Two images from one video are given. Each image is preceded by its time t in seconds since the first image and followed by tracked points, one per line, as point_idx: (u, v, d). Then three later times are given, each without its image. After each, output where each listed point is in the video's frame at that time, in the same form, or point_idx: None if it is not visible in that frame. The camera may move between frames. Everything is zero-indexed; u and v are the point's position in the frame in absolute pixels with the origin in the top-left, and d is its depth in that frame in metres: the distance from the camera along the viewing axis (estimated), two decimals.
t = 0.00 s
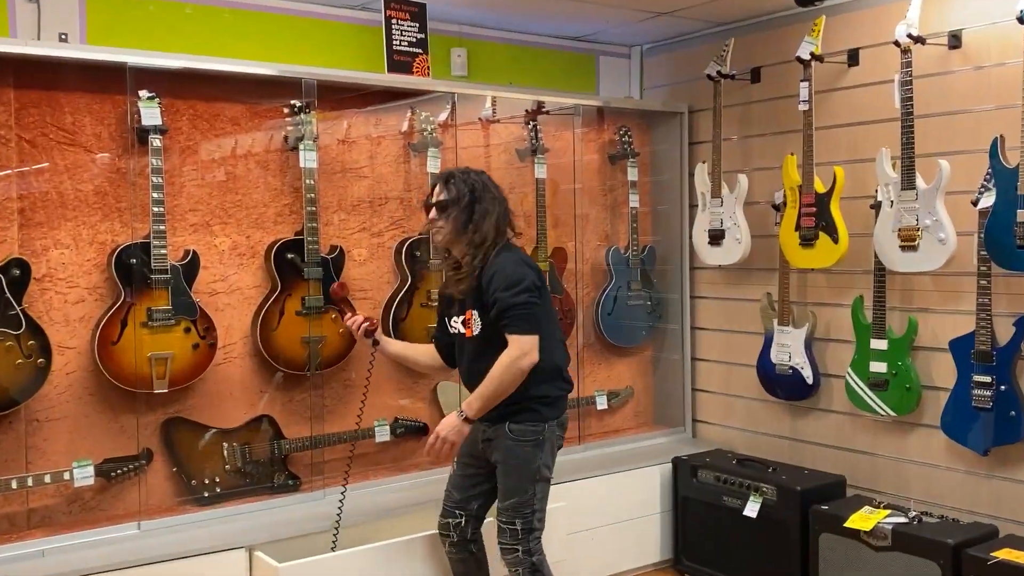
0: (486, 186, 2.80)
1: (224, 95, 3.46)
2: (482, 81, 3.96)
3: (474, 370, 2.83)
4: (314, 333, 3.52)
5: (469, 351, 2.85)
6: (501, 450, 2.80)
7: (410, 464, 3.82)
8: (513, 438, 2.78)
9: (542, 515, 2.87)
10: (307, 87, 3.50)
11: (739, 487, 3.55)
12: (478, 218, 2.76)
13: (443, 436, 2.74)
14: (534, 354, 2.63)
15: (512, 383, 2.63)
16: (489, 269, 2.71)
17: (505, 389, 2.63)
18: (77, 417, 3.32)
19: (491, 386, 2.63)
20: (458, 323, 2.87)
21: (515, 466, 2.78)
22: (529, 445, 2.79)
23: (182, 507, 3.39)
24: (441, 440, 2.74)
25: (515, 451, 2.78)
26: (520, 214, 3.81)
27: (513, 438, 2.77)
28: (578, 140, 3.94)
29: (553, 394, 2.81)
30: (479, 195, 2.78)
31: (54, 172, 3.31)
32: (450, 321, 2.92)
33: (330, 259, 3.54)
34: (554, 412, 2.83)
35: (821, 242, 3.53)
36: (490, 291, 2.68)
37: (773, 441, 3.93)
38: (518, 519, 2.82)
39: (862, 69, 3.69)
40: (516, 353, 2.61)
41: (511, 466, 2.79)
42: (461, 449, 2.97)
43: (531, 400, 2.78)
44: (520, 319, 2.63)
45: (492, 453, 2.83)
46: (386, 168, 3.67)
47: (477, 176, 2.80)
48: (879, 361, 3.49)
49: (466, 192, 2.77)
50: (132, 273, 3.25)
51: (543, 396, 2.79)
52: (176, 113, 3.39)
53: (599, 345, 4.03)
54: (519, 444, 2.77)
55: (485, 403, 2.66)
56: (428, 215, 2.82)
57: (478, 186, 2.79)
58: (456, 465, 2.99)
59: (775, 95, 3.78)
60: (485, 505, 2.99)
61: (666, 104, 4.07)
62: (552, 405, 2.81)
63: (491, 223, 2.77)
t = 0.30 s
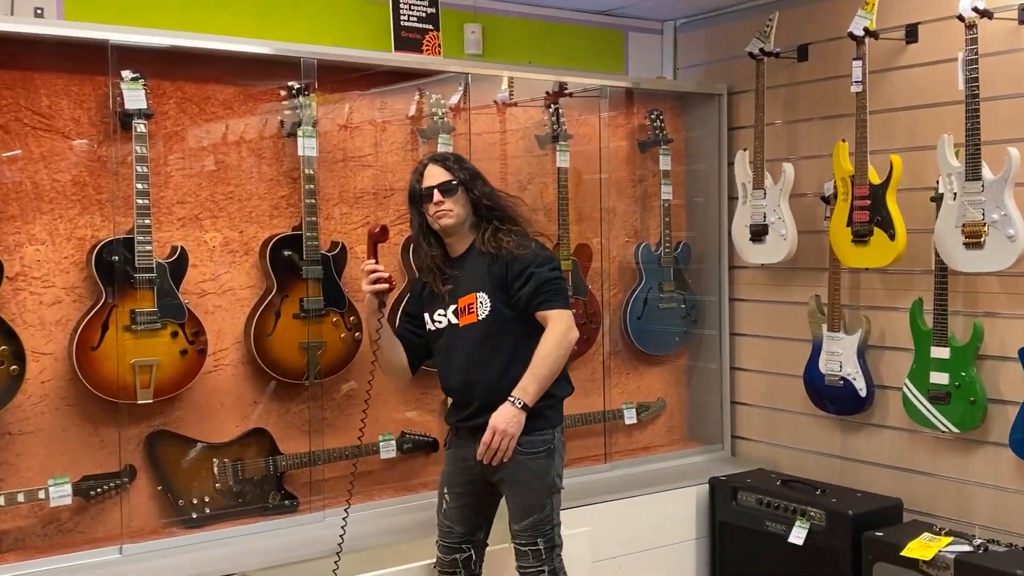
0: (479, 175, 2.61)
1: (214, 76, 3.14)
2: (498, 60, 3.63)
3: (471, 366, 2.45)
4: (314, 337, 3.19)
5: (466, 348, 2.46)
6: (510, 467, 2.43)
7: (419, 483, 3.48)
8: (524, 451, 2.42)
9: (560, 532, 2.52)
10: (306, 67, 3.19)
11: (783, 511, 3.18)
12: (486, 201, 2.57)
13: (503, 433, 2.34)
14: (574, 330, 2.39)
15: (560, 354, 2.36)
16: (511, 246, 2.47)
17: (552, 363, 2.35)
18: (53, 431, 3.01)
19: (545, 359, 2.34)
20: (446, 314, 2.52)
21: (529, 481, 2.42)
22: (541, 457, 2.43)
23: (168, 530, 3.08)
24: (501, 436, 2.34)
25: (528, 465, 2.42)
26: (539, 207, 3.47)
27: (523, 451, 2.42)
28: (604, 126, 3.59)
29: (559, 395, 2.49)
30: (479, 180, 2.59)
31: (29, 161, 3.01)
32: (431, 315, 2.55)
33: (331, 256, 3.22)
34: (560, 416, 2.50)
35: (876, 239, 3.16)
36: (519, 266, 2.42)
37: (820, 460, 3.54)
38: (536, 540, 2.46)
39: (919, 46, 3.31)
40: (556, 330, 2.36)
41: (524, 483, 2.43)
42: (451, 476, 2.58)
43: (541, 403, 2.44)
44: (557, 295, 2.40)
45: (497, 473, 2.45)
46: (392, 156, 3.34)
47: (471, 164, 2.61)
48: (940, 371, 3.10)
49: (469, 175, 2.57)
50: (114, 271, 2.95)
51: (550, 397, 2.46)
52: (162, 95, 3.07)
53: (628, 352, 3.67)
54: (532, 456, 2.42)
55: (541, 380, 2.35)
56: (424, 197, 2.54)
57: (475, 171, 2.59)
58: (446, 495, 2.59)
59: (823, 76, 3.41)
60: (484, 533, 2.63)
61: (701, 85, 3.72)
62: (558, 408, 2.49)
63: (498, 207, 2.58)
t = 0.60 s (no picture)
0: (484, 165, 2.33)
1: (212, 55, 2.87)
2: (522, 37, 3.36)
3: (487, 371, 2.14)
4: (318, 341, 2.92)
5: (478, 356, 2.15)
6: (532, 481, 2.13)
7: (432, 502, 3.19)
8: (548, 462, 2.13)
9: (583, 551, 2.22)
10: (311, 45, 2.92)
11: (834, 535, 2.86)
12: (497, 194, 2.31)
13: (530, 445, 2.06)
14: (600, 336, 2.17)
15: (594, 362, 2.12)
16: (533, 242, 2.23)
17: (586, 370, 2.10)
18: (35, 443, 2.75)
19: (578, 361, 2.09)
20: (455, 312, 2.20)
21: (555, 496, 2.13)
22: (565, 468, 2.15)
23: (159, 551, 2.83)
24: (528, 447, 2.06)
25: (553, 477, 2.13)
26: (565, 199, 3.20)
27: (548, 462, 2.12)
28: (637, 109, 3.30)
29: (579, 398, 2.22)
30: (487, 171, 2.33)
31: (8, 146, 2.74)
32: (435, 311, 2.22)
33: (336, 253, 2.94)
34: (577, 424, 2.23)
35: (939, 235, 2.84)
36: (549, 263, 2.18)
37: (874, 477, 3.21)
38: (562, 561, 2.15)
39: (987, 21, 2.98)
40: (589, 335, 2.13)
41: (549, 499, 2.13)
42: (457, 497, 2.22)
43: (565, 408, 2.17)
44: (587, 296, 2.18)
45: (516, 490, 2.14)
46: (404, 143, 3.06)
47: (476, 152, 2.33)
48: (1010, 382, 2.75)
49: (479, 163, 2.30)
50: (102, 268, 2.68)
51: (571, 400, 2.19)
52: (154, 76, 2.81)
53: (662, 358, 3.37)
54: (558, 467, 2.13)
55: (574, 385, 2.09)
56: (429, 186, 2.23)
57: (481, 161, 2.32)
58: (451, 518, 2.23)
59: (877, 55, 3.10)
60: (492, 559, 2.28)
61: (746, 64, 3.41)
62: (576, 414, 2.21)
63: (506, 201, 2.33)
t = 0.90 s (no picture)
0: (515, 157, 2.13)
1: (217, 36, 2.68)
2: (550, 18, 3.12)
3: (512, 382, 1.94)
4: (329, 343, 2.72)
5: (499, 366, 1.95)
6: (557, 494, 1.93)
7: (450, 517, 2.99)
8: (574, 474, 1.94)
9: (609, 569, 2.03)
10: (323, 25, 2.72)
11: (885, 556, 2.63)
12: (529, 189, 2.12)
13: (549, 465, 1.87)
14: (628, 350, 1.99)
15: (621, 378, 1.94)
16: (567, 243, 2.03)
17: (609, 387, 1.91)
18: (27, 450, 2.57)
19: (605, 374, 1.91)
20: (478, 311, 1.99)
21: (582, 510, 1.94)
22: (591, 479, 1.96)
23: (161, 567, 2.65)
24: (543, 464, 1.86)
25: (580, 490, 1.94)
26: (594, 191, 3.00)
27: (574, 473, 1.93)
28: (673, 95, 3.11)
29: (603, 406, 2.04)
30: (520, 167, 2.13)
31: None
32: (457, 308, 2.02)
33: (349, 249, 2.75)
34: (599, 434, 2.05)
35: (1002, 230, 2.61)
36: (585, 267, 1.99)
37: (930, 494, 2.97)
38: None
39: None
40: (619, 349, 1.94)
41: (575, 513, 1.94)
42: (473, 511, 2.01)
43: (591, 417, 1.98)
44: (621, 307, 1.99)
45: (538, 504, 1.95)
46: (422, 131, 2.86)
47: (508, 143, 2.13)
48: None
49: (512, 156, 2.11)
50: (99, 263, 2.51)
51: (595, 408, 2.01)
52: (155, 57, 2.61)
53: (696, 363, 3.16)
54: (584, 479, 1.94)
55: (599, 403, 1.91)
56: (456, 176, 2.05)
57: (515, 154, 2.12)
58: (468, 535, 2.02)
59: (933, 36, 2.89)
60: None
61: (791, 46, 3.18)
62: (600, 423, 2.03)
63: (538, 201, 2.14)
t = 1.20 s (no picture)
0: (512, 155, 1.79)
1: (216, 11, 2.48)
2: None
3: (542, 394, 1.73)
4: (336, 345, 2.51)
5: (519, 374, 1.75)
6: (575, 512, 1.74)
7: (467, 534, 2.77)
8: (594, 490, 1.74)
9: None
10: None
11: None
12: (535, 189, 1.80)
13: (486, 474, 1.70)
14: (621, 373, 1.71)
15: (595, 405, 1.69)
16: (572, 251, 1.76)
17: (572, 411, 1.68)
18: (10, 460, 2.37)
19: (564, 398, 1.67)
20: (486, 319, 1.79)
21: (604, 530, 1.74)
22: (615, 496, 1.76)
23: None
24: (474, 472, 1.70)
25: (601, 508, 1.74)
26: (624, 180, 2.80)
27: (594, 489, 1.73)
28: (711, 77, 2.89)
29: (631, 416, 1.82)
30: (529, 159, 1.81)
31: None
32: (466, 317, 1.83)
33: (357, 243, 2.54)
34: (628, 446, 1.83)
35: None
36: (574, 278, 1.72)
37: (990, 513, 2.75)
38: None
39: None
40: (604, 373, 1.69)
41: (595, 534, 1.73)
42: (490, 526, 1.84)
43: (612, 428, 1.77)
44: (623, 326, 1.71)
45: (554, 522, 1.76)
46: (437, 116, 2.65)
47: (497, 144, 1.78)
48: None
49: (516, 149, 1.80)
50: (87, 258, 2.31)
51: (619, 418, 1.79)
52: (149, 35, 2.41)
53: (732, 367, 2.94)
54: (606, 496, 1.74)
55: (550, 426, 1.67)
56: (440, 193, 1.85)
57: (522, 145, 1.81)
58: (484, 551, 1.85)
59: (994, 13, 2.67)
60: None
61: (840, 23, 2.95)
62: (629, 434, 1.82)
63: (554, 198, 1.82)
